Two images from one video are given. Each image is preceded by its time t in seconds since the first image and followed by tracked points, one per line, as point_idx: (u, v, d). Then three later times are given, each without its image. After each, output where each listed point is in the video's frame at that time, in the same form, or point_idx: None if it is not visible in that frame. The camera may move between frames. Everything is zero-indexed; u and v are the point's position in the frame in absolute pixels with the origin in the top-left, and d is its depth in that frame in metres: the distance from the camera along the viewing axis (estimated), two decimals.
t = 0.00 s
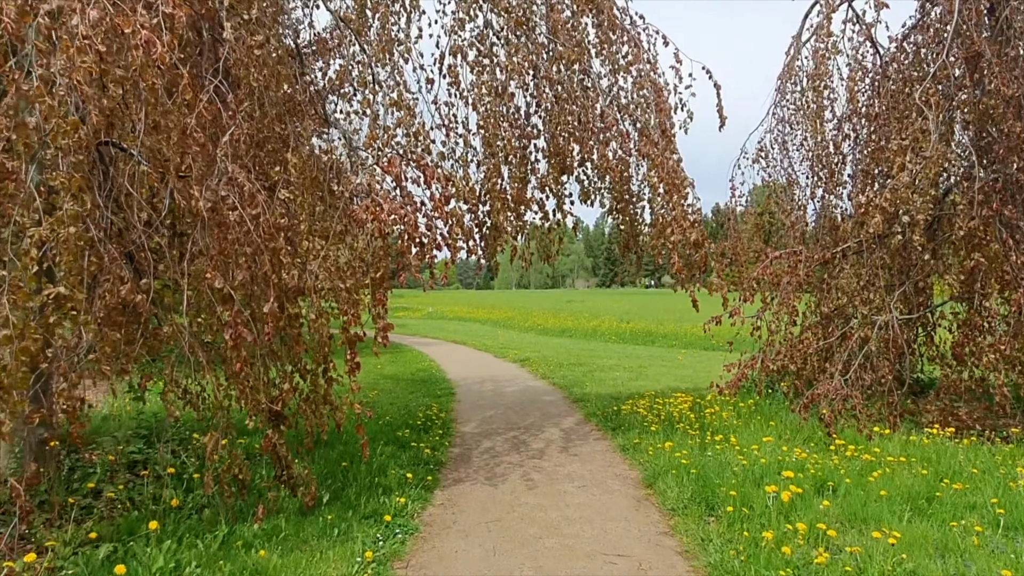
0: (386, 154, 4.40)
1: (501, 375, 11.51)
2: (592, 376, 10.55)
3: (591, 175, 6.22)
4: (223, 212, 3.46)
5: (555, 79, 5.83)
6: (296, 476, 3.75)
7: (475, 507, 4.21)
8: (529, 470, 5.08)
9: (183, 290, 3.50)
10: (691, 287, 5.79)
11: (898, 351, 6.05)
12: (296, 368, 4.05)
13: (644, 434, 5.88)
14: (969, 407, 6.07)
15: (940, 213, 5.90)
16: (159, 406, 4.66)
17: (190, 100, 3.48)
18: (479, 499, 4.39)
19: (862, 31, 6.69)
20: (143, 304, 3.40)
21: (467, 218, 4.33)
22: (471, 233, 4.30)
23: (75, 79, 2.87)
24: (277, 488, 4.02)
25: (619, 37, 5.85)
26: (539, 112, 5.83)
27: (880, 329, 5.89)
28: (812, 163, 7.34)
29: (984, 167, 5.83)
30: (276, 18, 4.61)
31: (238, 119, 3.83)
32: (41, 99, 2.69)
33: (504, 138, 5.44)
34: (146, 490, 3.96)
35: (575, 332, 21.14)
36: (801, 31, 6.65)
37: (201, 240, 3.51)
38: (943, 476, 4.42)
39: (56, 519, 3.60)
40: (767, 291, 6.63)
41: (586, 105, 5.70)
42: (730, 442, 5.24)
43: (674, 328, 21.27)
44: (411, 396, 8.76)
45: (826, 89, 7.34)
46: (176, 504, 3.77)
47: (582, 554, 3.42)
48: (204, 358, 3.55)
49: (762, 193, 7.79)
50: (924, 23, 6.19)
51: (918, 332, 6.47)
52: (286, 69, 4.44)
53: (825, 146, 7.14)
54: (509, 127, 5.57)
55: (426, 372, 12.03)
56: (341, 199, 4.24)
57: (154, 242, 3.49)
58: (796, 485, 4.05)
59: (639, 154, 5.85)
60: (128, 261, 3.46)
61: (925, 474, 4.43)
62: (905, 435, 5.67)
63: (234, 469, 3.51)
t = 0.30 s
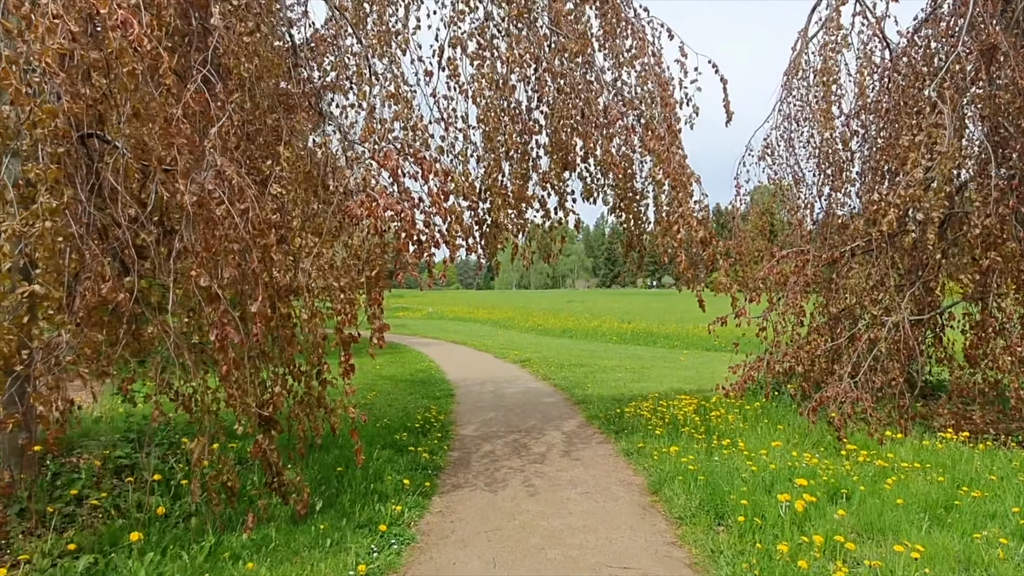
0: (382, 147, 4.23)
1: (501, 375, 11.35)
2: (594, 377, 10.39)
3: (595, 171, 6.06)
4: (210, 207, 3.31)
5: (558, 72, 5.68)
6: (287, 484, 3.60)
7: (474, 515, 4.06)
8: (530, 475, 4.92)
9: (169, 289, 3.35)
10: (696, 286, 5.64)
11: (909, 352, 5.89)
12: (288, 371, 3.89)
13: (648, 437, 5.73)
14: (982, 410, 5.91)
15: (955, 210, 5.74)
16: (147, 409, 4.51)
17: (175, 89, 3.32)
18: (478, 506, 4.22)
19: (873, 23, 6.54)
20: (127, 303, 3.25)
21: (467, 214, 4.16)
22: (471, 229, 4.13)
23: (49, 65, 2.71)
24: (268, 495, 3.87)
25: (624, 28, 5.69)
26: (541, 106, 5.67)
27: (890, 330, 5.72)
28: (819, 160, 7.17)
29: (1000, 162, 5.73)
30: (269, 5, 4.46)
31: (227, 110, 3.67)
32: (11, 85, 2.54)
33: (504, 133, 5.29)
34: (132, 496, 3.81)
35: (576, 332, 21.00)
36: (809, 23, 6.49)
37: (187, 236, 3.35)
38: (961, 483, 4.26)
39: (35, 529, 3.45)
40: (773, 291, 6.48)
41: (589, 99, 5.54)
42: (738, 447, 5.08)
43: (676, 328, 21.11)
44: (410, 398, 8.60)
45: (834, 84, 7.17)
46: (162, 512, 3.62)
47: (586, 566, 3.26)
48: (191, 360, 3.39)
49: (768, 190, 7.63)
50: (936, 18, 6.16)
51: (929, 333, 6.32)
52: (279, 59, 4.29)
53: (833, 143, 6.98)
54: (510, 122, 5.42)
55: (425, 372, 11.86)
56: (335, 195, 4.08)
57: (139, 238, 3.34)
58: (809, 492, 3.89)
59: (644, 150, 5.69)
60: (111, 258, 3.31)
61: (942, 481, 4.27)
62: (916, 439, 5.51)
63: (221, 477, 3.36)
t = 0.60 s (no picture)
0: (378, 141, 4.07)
1: (502, 376, 11.19)
2: (597, 378, 10.24)
3: (598, 168, 5.90)
4: (194, 202, 3.14)
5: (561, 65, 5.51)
6: (277, 493, 3.43)
7: (474, 525, 3.89)
8: (532, 481, 4.76)
9: (152, 289, 3.19)
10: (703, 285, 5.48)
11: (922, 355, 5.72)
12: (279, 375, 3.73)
13: (653, 441, 5.56)
14: (997, 413, 5.75)
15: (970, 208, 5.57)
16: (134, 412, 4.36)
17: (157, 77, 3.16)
18: (478, 515, 4.06)
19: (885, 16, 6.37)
20: (107, 303, 3.09)
21: (466, 211, 3.99)
22: (471, 227, 3.96)
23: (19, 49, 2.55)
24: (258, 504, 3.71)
25: (629, 20, 5.52)
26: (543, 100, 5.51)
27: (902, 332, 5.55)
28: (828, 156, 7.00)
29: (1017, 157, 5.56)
30: None
31: (215, 101, 3.51)
32: None
33: (506, 127, 5.12)
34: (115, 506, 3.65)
35: (577, 331, 20.84)
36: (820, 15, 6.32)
37: (171, 233, 3.19)
38: (981, 491, 4.08)
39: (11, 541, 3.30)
40: (781, 290, 6.32)
41: (593, 92, 5.37)
42: (746, 452, 4.91)
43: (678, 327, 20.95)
44: (409, 399, 8.44)
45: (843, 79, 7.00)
46: (146, 523, 3.46)
47: None
48: (176, 363, 3.23)
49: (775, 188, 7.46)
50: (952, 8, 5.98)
51: (942, 335, 6.15)
52: (271, 48, 4.12)
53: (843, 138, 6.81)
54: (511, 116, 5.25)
55: (425, 373, 11.70)
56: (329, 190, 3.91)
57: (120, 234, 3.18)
58: (823, 502, 3.72)
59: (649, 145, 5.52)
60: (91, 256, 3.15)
61: (961, 489, 4.09)
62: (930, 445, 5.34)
63: (207, 487, 3.20)
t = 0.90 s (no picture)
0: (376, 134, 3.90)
1: (502, 378, 11.02)
2: (599, 380, 10.08)
3: (603, 164, 5.74)
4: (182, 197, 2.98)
5: (565, 57, 5.34)
6: (269, 503, 3.26)
7: (477, 535, 3.71)
8: (536, 487, 4.58)
9: (137, 288, 3.01)
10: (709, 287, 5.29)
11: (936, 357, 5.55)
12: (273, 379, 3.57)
13: (660, 446, 5.39)
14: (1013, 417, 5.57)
15: (987, 205, 5.41)
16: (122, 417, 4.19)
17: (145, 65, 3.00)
18: (480, 524, 3.88)
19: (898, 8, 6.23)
20: (90, 302, 2.91)
21: (468, 207, 3.82)
22: (473, 223, 3.79)
23: None
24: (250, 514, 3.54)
25: (635, 11, 5.37)
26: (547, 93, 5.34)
27: (915, 333, 5.38)
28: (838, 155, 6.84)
29: None
30: None
31: (205, 91, 3.35)
32: None
33: (509, 121, 4.95)
34: (99, 517, 3.48)
35: (577, 333, 20.69)
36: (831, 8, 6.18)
37: (158, 229, 3.02)
38: (1006, 499, 3.90)
39: None
40: (790, 290, 6.15)
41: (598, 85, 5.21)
42: (758, 458, 4.75)
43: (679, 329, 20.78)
44: (408, 402, 8.26)
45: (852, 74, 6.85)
46: (132, 534, 3.29)
47: None
48: (162, 365, 3.06)
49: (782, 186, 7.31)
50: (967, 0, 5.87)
51: (956, 336, 5.98)
52: (265, 38, 3.96)
53: (853, 135, 6.66)
54: (513, 110, 5.09)
55: (424, 374, 11.52)
56: (324, 186, 3.74)
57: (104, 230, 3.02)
58: (843, 511, 3.55)
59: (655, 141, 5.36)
60: (74, 253, 2.99)
61: (985, 496, 3.91)
62: (946, 450, 5.17)
63: (195, 497, 3.03)
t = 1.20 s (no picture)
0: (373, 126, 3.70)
1: (502, 378, 10.83)
2: (601, 380, 9.90)
3: (608, 159, 5.55)
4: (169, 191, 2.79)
5: (571, 47, 5.14)
6: (262, 515, 3.08)
7: (481, 547, 3.53)
8: (541, 495, 4.40)
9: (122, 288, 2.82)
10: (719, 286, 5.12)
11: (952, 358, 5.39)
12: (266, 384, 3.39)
13: (667, 451, 5.21)
14: None
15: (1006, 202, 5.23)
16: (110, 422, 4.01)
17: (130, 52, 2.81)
18: (484, 535, 3.70)
19: None
20: (71, 304, 2.73)
21: (470, 202, 3.64)
22: (475, 219, 3.60)
23: None
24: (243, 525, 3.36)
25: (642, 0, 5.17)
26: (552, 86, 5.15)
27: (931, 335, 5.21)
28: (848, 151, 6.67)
29: None
30: None
31: (195, 80, 3.16)
32: None
33: (512, 113, 4.76)
34: (83, 529, 3.30)
35: (577, 331, 20.51)
36: None
37: (144, 226, 2.84)
38: None
39: None
40: (799, 290, 5.97)
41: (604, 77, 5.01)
42: (772, 464, 4.58)
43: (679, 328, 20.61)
44: (407, 403, 8.08)
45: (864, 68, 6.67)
46: (117, 548, 3.11)
47: None
48: (148, 371, 2.87)
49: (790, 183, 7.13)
50: None
51: (971, 337, 5.81)
52: (256, 25, 3.76)
53: (865, 131, 6.48)
54: (517, 102, 4.90)
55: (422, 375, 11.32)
56: (320, 180, 3.55)
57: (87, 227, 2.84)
58: (867, 523, 3.39)
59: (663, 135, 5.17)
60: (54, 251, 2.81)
61: (1012, 505, 3.75)
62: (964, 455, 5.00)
63: (183, 510, 2.85)
